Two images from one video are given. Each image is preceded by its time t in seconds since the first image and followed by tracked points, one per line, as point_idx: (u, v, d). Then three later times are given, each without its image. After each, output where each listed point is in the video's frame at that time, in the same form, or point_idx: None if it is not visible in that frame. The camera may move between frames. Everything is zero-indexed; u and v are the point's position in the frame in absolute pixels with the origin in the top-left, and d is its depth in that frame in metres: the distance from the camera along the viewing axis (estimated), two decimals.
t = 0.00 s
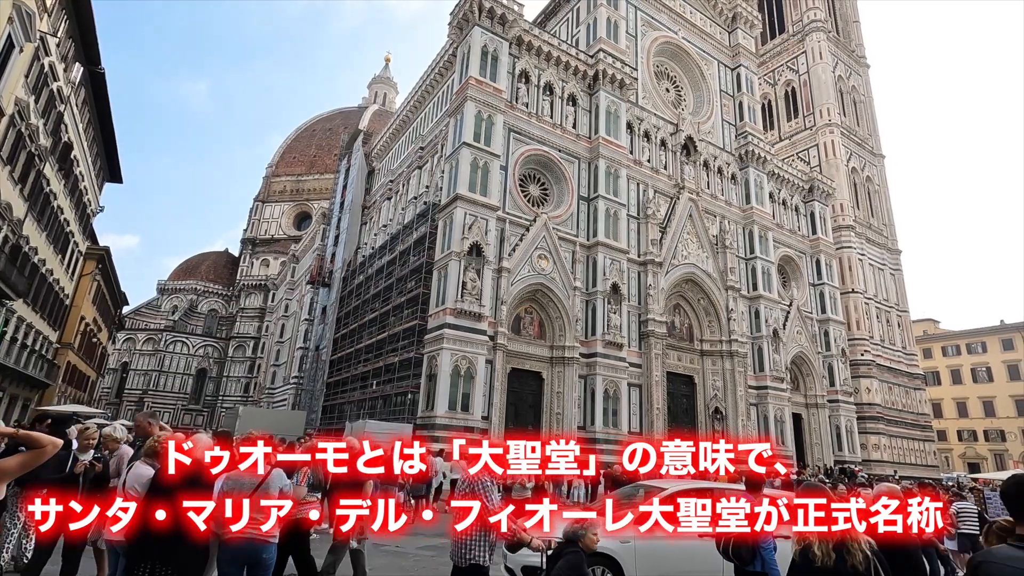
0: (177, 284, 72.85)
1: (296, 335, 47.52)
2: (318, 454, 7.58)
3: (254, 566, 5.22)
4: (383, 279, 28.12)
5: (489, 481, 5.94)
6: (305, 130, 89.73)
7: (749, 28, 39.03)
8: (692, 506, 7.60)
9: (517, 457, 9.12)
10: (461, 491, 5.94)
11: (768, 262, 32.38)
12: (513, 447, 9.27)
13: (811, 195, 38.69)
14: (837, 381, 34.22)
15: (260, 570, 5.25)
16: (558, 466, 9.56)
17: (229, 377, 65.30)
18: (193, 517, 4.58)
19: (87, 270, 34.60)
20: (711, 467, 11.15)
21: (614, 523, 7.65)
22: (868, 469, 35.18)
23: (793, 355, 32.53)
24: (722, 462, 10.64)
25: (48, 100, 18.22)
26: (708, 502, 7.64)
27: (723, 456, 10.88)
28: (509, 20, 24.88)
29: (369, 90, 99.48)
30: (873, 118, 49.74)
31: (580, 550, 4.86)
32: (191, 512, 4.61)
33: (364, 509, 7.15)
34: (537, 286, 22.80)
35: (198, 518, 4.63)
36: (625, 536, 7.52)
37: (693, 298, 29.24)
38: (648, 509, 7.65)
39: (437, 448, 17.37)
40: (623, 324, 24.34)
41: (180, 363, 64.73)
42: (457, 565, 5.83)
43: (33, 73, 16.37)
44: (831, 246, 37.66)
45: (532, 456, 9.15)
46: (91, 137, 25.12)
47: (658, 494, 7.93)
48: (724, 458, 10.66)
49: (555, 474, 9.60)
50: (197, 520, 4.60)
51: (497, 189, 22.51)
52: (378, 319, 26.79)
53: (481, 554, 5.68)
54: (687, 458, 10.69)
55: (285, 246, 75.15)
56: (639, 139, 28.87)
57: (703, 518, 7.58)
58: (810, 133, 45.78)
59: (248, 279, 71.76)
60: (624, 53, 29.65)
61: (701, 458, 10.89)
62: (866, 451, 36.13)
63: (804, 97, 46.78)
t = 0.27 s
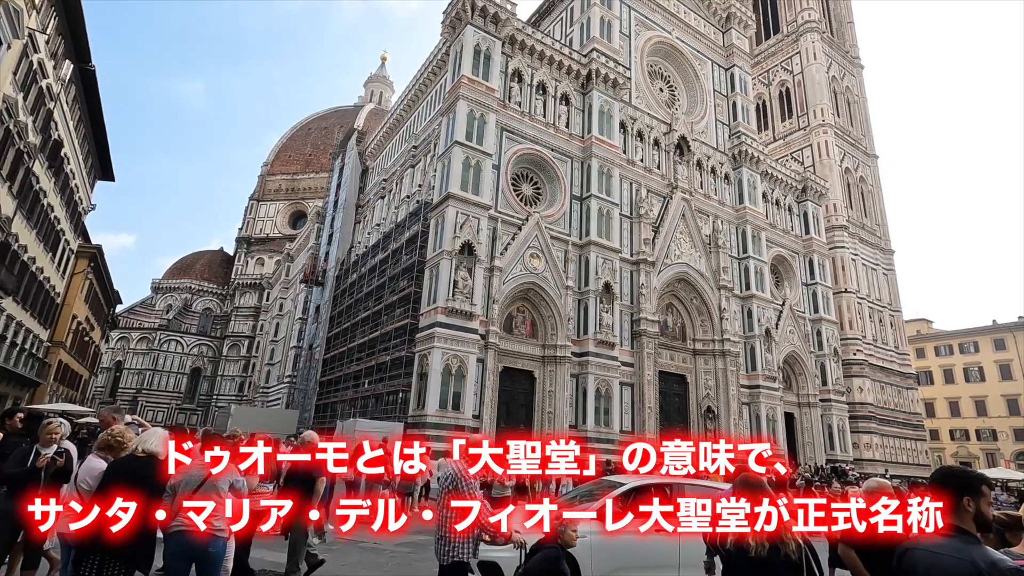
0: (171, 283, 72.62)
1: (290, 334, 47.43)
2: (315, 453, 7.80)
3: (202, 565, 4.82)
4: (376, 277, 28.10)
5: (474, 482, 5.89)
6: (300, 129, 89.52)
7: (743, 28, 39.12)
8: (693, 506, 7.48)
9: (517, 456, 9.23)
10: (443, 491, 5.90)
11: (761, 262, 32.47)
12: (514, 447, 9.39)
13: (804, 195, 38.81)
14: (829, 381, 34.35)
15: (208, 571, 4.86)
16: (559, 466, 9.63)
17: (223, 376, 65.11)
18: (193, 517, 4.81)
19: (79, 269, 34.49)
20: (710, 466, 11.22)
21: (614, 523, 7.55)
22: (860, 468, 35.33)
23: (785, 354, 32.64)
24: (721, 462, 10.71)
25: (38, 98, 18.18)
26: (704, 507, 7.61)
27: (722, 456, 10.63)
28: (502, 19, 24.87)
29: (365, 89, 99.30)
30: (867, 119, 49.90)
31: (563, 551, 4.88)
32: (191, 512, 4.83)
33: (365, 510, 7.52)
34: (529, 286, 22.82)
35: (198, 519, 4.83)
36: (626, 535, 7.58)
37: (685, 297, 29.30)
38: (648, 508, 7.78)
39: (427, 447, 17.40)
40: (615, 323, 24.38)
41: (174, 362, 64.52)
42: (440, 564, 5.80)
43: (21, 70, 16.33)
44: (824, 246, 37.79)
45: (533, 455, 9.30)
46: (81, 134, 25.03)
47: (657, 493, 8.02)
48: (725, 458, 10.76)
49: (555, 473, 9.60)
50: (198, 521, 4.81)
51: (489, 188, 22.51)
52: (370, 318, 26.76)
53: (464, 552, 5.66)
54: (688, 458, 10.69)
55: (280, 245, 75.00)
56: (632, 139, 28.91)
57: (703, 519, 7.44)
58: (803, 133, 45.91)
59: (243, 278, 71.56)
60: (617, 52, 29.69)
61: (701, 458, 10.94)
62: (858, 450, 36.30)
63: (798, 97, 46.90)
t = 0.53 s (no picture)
0: (165, 282, 72.36)
1: (284, 333, 47.33)
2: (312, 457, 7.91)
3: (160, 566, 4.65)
4: (369, 277, 28.07)
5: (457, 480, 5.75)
6: (295, 128, 89.29)
7: (736, 29, 39.22)
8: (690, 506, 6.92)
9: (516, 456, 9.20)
10: (427, 493, 5.78)
11: (753, 262, 32.58)
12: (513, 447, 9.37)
13: (797, 196, 38.95)
14: (822, 380, 34.49)
15: (166, 572, 4.69)
16: (559, 466, 9.57)
17: (217, 376, 64.89)
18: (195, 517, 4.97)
19: (71, 268, 34.35)
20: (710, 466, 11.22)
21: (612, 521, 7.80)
22: (852, 468, 35.51)
23: (778, 354, 32.77)
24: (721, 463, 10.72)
25: (27, 96, 18.11)
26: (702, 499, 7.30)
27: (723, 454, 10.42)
28: (495, 19, 24.88)
29: (361, 88, 99.12)
30: (860, 120, 50.12)
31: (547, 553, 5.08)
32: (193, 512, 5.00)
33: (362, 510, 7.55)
34: (521, 286, 22.83)
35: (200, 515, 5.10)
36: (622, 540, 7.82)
37: (678, 297, 29.37)
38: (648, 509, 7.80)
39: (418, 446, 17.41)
40: (608, 323, 24.42)
41: (168, 362, 64.26)
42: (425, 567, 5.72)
43: (10, 68, 16.27)
44: (817, 246, 37.95)
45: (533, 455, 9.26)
46: (72, 133, 24.94)
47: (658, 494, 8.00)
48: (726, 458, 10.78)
49: (554, 473, 9.55)
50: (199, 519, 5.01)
51: (482, 188, 22.52)
52: (363, 317, 26.72)
53: (450, 555, 5.56)
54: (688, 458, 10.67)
55: (275, 244, 74.82)
56: (625, 139, 28.96)
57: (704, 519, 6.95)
58: (797, 134, 46.08)
59: (237, 277, 71.36)
60: (611, 53, 29.75)
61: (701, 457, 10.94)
62: (851, 449, 36.47)
63: (792, 98, 47.06)
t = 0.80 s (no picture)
0: (160, 282, 72.04)
1: (278, 333, 47.20)
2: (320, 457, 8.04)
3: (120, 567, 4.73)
4: (362, 277, 28.02)
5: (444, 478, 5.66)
6: (291, 128, 89.07)
7: (731, 31, 39.36)
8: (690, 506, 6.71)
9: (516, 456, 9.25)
10: (415, 496, 5.75)
11: (747, 264, 32.68)
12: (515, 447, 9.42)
13: (791, 198, 39.08)
14: (815, 382, 34.62)
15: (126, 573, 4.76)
16: (559, 466, 9.62)
17: (211, 376, 64.62)
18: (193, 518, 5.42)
19: (63, 267, 34.19)
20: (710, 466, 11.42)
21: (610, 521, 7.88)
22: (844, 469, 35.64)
23: (771, 356, 32.87)
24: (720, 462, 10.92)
25: (18, 94, 18.03)
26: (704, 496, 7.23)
27: (722, 454, 10.50)
28: (489, 20, 24.90)
29: (357, 88, 98.95)
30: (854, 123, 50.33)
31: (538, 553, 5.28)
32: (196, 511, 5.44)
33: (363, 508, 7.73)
34: (514, 286, 22.85)
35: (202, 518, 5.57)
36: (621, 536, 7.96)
37: (672, 298, 29.44)
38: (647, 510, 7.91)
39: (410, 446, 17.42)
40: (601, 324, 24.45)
41: (162, 362, 63.96)
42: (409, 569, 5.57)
43: None
44: (810, 248, 38.09)
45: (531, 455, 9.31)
46: (64, 132, 24.83)
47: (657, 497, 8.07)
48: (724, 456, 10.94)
49: (554, 474, 9.57)
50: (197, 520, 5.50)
51: (475, 189, 22.54)
52: (356, 318, 26.67)
53: (439, 555, 5.50)
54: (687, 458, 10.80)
55: (270, 244, 74.61)
56: (619, 140, 29.01)
57: (704, 519, 6.80)
58: (791, 136, 46.23)
59: (232, 277, 71.12)
60: (605, 54, 29.81)
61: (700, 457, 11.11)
62: (843, 451, 36.61)
63: (786, 101, 47.22)
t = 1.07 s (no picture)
0: (154, 281, 71.70)
1: (271, 333, 47.04)
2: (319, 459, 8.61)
3: (72, 566, 4.86)
4: (355, 277, 27.96)
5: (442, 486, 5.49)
6: (286, 128, 88.80)
7: (724, 33, 39.47)
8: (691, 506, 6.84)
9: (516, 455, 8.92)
10: (412, 495, 5.68)
11: (740, 265, 32.75)
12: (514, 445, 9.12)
13: (784, 199, 39.20)
14: (807, 382, 34.72)
15: (78, 569, 4.88)
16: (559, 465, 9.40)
17: (205, 376, 64.35)
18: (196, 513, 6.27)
19: (54, 266, 33.99)
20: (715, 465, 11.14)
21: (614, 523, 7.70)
22: (836, 469, 35.80)
23: (763, 356, 32.96)
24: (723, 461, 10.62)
25: (6, 90, 17.91)
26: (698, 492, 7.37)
27: (723, 456, 10.19)
28: (481, 20, 24.89)
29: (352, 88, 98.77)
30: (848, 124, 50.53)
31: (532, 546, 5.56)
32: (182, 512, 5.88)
33: (364, 510, 7.48)
34: (506, 286, 22.84)
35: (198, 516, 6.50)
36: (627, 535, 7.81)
37: (665, 298, 29.48)
38: (648, 508, 7.96)
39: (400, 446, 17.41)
40: (593, 325, 24.47)
41: (155, 362, 63.62)
42: (407, 561, 5.62)
43: None
44: (803, 249, 38.21)
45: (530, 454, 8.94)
46: (53, 129, 24.69)
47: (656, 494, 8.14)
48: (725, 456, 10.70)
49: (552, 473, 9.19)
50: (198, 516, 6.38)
51: (467, 189, 22.53)
52: (349, 318, 26.59)
53: (436, 547, 5.52)
54: (688, 458, 10.57)
55: (264, 244, 74.39)
56: (613, 141, 29.05)
57: (704, 518, 6.85)
58: (785, 137, 46.37)
59: (226, 277, 70.87)
60: (599, 54, 29.85)
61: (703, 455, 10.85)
62: (835, 451, 36.76)
63: (780, 102, 47.37)
